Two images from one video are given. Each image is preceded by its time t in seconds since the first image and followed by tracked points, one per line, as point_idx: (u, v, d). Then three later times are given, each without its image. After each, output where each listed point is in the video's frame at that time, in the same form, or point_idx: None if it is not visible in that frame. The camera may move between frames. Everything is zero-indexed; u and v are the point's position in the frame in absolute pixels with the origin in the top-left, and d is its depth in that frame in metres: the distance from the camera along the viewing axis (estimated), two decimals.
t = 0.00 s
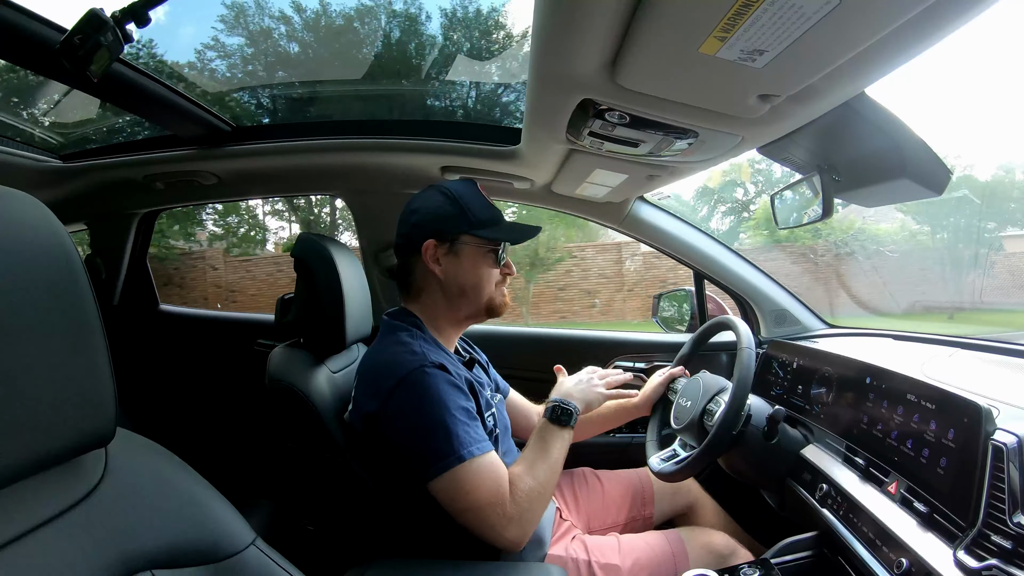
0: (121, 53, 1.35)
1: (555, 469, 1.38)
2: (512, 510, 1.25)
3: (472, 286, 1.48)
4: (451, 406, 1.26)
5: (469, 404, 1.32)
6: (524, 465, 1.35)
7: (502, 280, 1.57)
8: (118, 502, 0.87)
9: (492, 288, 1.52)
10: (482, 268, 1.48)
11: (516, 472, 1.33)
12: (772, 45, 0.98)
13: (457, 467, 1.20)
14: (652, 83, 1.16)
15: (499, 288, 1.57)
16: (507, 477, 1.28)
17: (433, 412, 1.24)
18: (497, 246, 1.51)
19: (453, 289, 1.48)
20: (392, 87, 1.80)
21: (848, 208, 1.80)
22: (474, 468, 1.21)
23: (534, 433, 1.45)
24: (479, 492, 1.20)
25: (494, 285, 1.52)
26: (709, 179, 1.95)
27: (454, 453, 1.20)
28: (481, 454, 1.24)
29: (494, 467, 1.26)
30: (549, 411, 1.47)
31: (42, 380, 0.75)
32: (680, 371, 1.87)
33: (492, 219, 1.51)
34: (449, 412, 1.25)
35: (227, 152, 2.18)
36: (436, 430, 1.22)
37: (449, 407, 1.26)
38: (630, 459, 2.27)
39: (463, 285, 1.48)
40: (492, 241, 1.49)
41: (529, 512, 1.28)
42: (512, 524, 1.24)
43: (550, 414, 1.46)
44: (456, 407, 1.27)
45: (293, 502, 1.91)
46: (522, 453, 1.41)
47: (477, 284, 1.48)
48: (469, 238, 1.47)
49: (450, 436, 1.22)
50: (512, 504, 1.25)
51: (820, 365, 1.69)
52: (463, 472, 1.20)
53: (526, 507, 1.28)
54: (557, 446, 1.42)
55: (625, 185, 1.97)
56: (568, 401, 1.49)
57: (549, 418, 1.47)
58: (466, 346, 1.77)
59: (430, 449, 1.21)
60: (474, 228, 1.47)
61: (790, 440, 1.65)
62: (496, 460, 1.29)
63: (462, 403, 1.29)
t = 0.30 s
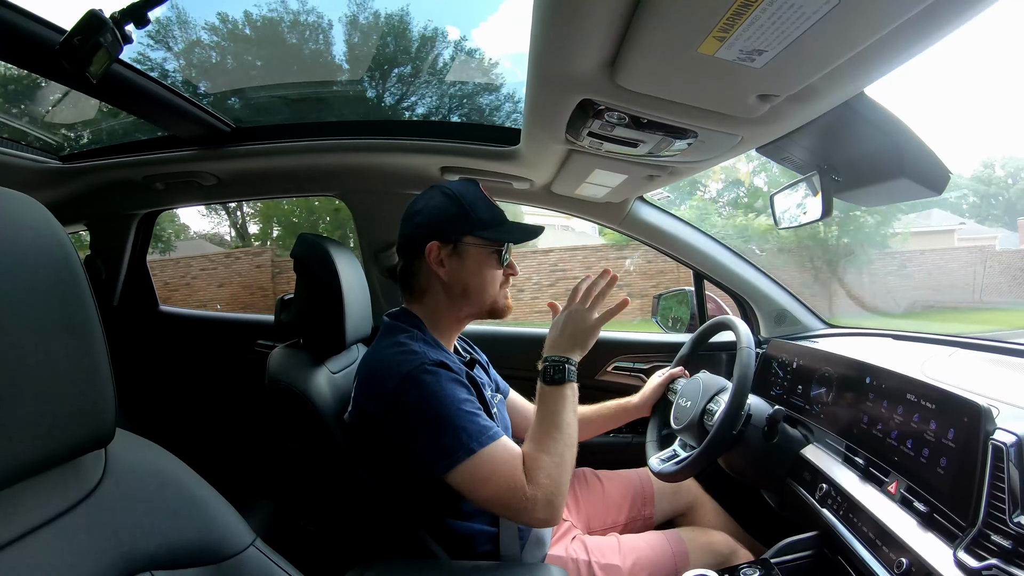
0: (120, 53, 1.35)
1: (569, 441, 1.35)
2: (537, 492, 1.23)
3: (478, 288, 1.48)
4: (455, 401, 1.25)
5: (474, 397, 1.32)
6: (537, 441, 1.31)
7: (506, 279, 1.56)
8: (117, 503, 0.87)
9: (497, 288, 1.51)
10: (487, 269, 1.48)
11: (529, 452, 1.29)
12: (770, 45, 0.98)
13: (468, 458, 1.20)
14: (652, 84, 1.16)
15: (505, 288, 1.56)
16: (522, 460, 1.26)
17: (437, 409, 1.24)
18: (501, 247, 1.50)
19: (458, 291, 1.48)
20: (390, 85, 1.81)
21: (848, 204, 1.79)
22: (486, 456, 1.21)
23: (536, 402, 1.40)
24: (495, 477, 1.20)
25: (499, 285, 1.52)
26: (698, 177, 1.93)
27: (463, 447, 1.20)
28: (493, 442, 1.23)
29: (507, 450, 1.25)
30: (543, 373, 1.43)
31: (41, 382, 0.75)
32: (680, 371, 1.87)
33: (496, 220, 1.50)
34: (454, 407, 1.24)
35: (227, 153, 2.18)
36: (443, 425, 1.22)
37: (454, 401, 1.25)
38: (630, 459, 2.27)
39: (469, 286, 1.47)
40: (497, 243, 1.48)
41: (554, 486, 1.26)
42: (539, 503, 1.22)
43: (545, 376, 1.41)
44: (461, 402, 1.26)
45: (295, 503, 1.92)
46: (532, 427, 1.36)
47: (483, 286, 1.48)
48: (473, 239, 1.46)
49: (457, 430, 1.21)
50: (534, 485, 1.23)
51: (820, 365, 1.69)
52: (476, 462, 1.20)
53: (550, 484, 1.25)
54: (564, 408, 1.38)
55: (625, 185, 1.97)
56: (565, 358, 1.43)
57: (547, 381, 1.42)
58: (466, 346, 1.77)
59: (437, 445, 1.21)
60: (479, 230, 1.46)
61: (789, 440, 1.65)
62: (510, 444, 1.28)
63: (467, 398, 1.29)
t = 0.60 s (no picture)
0: (120, 53, 1.35)
1: (594, 434, 1.37)
2: (546, 476, 1.25)
3: (459, 280, 1.47)
4: (449, 393, 1.26)
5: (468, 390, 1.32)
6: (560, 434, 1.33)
7: (496, 268, 1.52)
8: (117, 503, 0.87)
9: (481, 278, 1.49)
10: (464, 259, 1.47)
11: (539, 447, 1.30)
12: (770, 45, 0.98)
13: (465, 448, 1.19)
14: (652, 83, 1.16)
15: (495, 277, 1.52)
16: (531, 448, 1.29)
17: (431, 402, 1.24)
18: (481, 234, 1.48)
19: (441, 287, 1.49)
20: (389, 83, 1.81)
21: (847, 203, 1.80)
22: (483, 445, 1.21)
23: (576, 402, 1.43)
24: (495, 465, 1.20)
25: (483, 274, 1.49)
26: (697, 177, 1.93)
27: (459, 438, 1.20)
28: (489, 431, 1.23)
29: (506, 439, 1.25)
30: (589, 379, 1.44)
31: (41, 382, 0.75)
32: (680, 371, 1.87)
33: (474, 207, 1.48)
34: (449, 399, 1.24)
35: (226, 152, 2.18)
36: (438, 418, 1.22)
37: (448, 394, 1.25)
38: (630, 458, 2.27)
39: (449, 280, 1.47)
40: (473, 230, 1.47)
41: (561, 477, 1.27)
42: (545, 486, 1.24)
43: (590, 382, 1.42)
44: (457, 395, 1.26)
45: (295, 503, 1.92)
46: (561, 423, 1.38)
47: (462, 278, 1.47)
48: (446, 233, 1.47)
49: (452, 422, 1.21)
50: (545, 470, 1.26)
51: (820, 364, 1.69)
52: (473, 451, 1.20)
53: (558, 473, 1.27)
54: (594, 409, 1.39)
55: (624, 185, 1.97)
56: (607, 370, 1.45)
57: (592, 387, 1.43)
58: (466, 346, 1.77)
59: (434, 437, 1.21)
60: (451, 223, 1.46)
61: (789, 439, 1.65)
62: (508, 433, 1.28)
63: (462, 391, 1.29)
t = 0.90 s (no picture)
0: (119, 53, 1.35)
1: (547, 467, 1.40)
2: (510, 493, 1.27)
3: (408, 290, 1.49)
4: (435, 400, 1.26)
5: (455, 397, 1.33)
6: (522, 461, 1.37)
7: (449, 280, 1.47)
8: (118, 503, 0.87)
9: (425, 289, 1.47)
10: (412, 269, 1.47)
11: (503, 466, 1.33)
12: (771, 44, 0.98)
13: (437, 458, 1.20)
14: (652, 82, 1.16)
15: (447, 289, 1.47)
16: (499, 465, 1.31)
17: (415, 406, 1.24)
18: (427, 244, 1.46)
19: (402, 294, 1.52)
20: (389, 83, 1.81)
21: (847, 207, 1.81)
22: (457, 459, 1.21)
23: (525, 441, 1.46)
24: (465, 480, 1.21)
25: (428, 286, 1.46)
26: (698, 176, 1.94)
27: (434, 446, 1.21)
28: (465, 444, 1.23)
29: (480, 455, 1.25)
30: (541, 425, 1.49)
31: (41, 383, 0.75)
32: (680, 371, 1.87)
33: (427, 215, 1.45)
34: (432, 405, 1.25)
35: (226, 152, 2.18)
36: (419, 423, 1.22)
37: (432, 400, 1.26)
38: (630, 458, 2.27)
39: (404, 289, 1.50)
40: (416, 240, 1.45)
41: (523, 497, 1.29)
42: (511, 506, 1.26)
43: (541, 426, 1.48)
44: (439, 400, 1.27)
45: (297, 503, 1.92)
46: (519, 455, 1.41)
47: (410, 288, 1.48)
48: (401, 242, 1.48)
49: (431, 430, 1.22)
50: (511, 488, 1.27)
51: (820, 364, 1.69)
52: (446, 464, 1.20)
53: (520, 493, 1.29)
54: (548, 449, 1.44)
55: (624, 184, 1.97)
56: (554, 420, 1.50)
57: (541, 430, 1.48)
58: (466, 345, 1.77)
59: (413, 442, 1.22)
60: (403, 233, 1.47)
61: (789, 439, 1.65)
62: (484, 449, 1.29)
63: (446, 396, 1.29)
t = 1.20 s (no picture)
0: (118, 53, 1.35)
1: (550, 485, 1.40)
2: (506, 508, 1.26)
3: (434, 284, 1.47)
4: (439, 408, 1.25)
5: (461, 405, 1.32)
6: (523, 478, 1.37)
7: (474, 270, 1.50)
8: (119, 502, 0.88)
9: (456, 281, 1.47)
10: (439, 263, 1.46)
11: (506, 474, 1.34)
12: (770, 44, 0.98)
13: (438, 468, 1.20)
14: (652, 82, 1.16)
15: (473, 279, 1.50)
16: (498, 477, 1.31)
17: (419, 413, 1.24)
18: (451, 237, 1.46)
19: (423, 291, 1.49)
20: (390, 82, 1.81)
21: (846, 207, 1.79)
22: (458, 470, 1.21)
23: (531, 457, 1.47)
24: (464, 492, 1.21)
25: (459, 276, 1.47)
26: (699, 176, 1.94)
27: (437, 456, 1.20)
28: (467, 455, 1.23)
29: (481, 467, 1.25)
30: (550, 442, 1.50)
31: (42, 382, 0.75)
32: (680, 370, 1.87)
33: (446, 210, 1.47)
34: (436, 414, 1.24)
35: (226, 152, 2.18)
36: (422, 431, 1.22)
37: (436, 408, 1.25)
38: (630, 457, 2.28)
39: (427, 284, 1.48)
40: (446, 231, 1.44)
41: (521, 514, 1.29)
42: (506, 522, 1.25)
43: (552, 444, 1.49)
44: (444, 408, 1.26)
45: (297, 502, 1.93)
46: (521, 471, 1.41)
47: (438, 282, 1.47)
48: (422, 237, 1.46)
49: (434, 439, 1.21)
50: (507, 503, 1.27)
51: (820, 363, 1.69)
52: (447, 475, 1.20)
53: (517, 508, 1.28)
54: (554, 467, 1.44)
55: (624, 184, 1.97)
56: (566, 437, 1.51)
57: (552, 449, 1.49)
58: (467, 344, 1.77)
59: (416, 450, 1.21)
60: (425, 226, 1.45)
61: (790, 439, 1.65)
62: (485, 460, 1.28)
63: (450, 404, 1.29)
